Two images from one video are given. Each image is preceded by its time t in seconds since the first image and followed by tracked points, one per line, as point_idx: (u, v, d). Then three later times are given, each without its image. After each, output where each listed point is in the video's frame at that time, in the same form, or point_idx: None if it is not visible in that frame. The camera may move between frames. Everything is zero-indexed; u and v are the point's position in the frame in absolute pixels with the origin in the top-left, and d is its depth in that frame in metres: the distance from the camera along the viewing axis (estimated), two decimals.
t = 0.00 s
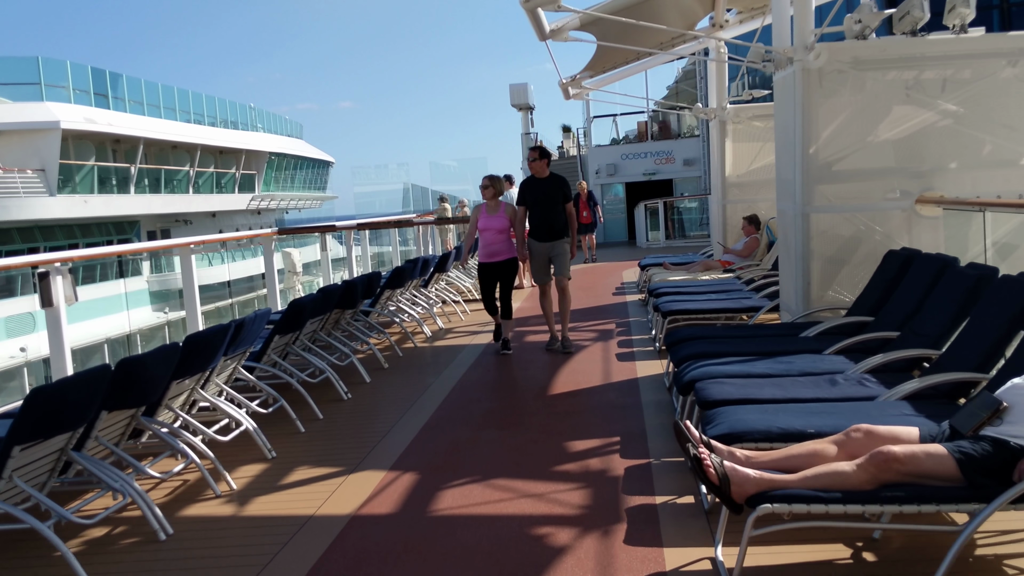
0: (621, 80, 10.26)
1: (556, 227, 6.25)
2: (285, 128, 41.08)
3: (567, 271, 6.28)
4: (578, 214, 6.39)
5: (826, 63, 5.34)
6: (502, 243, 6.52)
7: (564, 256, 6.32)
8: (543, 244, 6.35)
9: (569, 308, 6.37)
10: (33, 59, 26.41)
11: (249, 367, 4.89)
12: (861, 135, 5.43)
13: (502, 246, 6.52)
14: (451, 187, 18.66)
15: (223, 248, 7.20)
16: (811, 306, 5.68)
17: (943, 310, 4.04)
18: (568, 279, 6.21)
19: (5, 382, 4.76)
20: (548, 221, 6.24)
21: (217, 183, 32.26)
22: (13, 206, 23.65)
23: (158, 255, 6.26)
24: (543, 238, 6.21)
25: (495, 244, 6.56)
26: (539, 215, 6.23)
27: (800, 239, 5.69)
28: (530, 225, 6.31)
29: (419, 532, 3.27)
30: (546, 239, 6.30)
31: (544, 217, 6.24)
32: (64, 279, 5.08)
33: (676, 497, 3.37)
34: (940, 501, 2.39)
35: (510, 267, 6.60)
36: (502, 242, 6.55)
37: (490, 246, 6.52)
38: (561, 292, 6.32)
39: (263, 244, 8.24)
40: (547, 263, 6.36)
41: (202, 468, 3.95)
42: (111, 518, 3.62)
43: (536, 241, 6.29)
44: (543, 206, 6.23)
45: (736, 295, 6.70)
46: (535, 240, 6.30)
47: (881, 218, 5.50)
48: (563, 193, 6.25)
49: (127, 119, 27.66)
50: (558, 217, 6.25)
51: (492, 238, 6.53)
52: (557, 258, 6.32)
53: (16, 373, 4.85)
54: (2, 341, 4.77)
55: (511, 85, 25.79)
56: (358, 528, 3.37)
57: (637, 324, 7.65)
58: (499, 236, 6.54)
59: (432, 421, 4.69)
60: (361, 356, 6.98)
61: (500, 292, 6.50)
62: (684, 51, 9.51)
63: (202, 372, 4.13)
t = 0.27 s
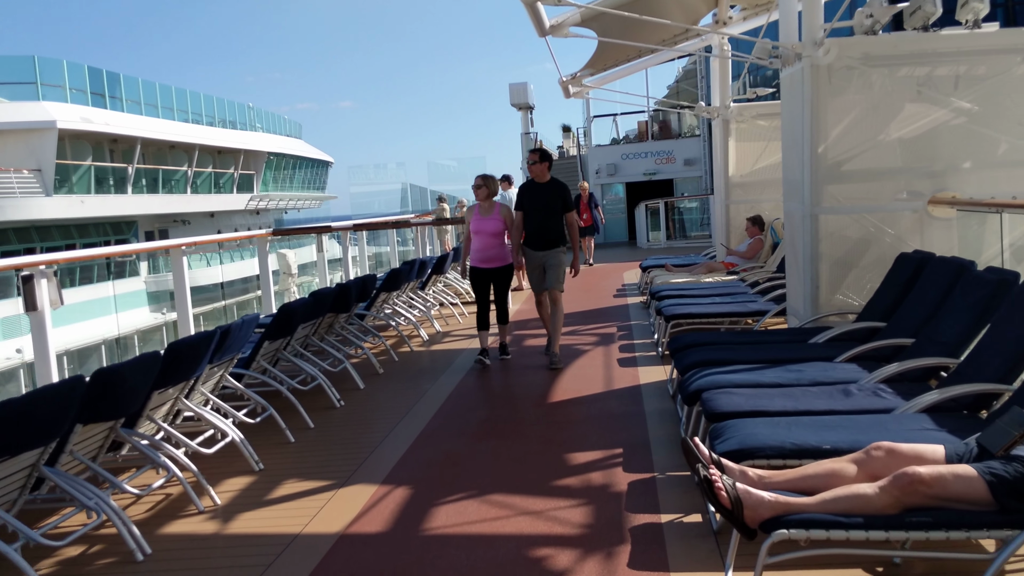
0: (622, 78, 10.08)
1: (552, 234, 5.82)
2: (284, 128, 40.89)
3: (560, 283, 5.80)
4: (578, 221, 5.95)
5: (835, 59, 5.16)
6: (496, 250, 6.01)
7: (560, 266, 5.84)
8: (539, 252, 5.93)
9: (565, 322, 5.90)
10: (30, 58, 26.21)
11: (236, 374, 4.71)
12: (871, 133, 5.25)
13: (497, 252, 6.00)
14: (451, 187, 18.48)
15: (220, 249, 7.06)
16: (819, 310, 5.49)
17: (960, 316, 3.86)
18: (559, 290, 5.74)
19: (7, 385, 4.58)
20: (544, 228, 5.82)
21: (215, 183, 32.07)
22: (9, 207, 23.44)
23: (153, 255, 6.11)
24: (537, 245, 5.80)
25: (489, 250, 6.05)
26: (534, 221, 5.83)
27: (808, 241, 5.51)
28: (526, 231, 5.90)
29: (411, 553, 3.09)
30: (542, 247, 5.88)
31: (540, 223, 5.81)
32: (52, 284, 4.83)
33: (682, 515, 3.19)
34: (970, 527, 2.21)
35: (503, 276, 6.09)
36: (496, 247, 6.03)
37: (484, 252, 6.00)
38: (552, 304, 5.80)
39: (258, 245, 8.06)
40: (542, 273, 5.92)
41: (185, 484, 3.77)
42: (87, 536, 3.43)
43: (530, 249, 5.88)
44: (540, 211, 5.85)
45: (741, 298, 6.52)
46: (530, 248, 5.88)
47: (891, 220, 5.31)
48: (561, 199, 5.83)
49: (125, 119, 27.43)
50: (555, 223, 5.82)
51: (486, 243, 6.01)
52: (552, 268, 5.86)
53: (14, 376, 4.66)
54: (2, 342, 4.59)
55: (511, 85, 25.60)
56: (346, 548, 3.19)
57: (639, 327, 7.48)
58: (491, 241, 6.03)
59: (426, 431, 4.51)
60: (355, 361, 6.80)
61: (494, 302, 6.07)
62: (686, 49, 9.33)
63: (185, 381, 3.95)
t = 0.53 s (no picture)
0: (621, 75, 9.90)
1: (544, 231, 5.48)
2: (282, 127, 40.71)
3: (552, 284, 5.51)
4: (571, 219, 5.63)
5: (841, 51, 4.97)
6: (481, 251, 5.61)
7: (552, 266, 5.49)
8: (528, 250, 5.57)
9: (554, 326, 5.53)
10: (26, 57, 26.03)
11: (216, 380, 4.52)
12: (877, 128, 5.06)
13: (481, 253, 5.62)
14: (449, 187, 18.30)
15: (211, 250, 6.89)
16: (824, 311, 5.30)
17: (975, 318, 3.67)
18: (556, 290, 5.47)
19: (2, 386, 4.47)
20: (536, 224, 5.48)
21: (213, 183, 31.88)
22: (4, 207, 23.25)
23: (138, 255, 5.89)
24: (526, 243, 5.45)
25: (474, 251, 5.67)
26: (527, 217, 5.47)
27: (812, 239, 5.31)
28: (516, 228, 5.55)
29: (391, 572, 2.90)
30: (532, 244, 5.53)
31: (531, 219, 5.47)
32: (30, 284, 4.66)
33: (682, 532, 2.99)
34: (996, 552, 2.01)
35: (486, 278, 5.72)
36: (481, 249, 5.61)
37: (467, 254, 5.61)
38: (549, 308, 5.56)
39: (249, 245, 7.85)
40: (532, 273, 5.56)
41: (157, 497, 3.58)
42: (48, 553, 3.23)
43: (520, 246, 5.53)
44: (531, 206, 5.49)
45: (742, 299, 6.33)
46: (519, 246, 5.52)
47: (898, 218, 5.12)
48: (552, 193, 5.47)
49: (121, 118, 27.24)
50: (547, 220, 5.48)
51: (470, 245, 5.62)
52: (544, 269, 5.53)
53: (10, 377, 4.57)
54: None
55: (510, 84, 25.41)
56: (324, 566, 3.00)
57: (638, 329, 7.29)
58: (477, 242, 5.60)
59: (415, 438, 4.31)
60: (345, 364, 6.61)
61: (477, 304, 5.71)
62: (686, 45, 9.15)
63: (159, 387, 3.75)
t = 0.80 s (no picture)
0: (620, 73, 9.70)
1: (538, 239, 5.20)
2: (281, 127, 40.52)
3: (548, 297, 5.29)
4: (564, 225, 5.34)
5: (849, 47, 4.77)
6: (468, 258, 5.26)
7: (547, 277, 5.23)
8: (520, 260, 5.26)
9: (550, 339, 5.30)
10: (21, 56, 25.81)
11: (197, 391, 4.32)
12: (887, 128, 4.86)
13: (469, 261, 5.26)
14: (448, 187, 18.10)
15: (200, 252, 6.63)
16: (831, 319, 5.10)
17: (994, 330, 3.47)
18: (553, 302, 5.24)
19: None
20: (529, 232, 5.18)
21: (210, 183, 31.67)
22: None
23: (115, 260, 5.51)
24: (519, 255, 5.14)
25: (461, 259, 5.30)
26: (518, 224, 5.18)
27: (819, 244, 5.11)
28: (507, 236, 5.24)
29: None
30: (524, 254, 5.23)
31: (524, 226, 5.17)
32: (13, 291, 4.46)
33: (685, 561, 2.80)
34: None
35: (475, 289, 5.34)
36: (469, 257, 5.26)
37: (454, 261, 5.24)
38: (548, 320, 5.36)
39: (241, 247, 7.56)
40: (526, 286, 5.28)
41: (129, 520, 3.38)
42: None
43: (511, 255, 5.23)
44: (523, 213, 5.20)
45: (745, 305, 6.13)
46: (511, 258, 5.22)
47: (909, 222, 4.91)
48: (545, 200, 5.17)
49: (118, 118, 27.02)
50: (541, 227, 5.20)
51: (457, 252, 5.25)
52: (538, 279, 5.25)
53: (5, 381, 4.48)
54: None
55: (510, 83, 25.21)
56: None
57: (638, 335, 7.09)
58: (464, 249, 5.26)
59: (405, 454, 4.12)
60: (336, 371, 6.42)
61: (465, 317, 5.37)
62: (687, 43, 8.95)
63: (133, 402, 3.55)
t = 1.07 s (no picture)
0: (622, 70, 9.50)
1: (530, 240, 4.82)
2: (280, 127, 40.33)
3: (542, 303, 4.85)
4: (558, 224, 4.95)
5: (863, 39, 4.58)
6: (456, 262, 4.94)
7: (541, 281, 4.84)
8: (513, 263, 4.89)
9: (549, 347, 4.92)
10: (18, 56, 25.60)
11: (182, 399, 4.12)
12: (902, 124, 4.67)
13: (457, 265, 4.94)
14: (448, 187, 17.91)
15: (191, 251, 6.36)
16: (845, 324, 4.90)
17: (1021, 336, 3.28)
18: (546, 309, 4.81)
19: None
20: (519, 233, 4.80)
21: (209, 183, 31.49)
22: None
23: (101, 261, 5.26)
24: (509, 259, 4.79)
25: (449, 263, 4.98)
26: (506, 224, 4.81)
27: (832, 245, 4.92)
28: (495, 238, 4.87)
29: None
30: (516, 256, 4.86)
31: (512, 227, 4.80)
32: None
33: None
34: None
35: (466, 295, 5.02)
36: (458, 260, 4.95)
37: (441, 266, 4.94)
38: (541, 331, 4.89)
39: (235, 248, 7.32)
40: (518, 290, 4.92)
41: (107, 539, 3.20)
42: None
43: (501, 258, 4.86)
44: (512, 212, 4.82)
45: (753, 307, 5.95)
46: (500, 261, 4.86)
47: (925, 222, 4.72)
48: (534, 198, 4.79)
49: (115, 118, 26.80)
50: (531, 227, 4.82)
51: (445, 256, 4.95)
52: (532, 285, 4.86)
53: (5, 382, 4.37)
54: None
55: (510, 82, 25.01)
56: None
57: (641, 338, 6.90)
58: (453, 252, 4.95)
59: (400, 466, 3.93)
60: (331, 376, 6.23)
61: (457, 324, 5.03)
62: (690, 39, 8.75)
63: (110, 413, 3.35)
